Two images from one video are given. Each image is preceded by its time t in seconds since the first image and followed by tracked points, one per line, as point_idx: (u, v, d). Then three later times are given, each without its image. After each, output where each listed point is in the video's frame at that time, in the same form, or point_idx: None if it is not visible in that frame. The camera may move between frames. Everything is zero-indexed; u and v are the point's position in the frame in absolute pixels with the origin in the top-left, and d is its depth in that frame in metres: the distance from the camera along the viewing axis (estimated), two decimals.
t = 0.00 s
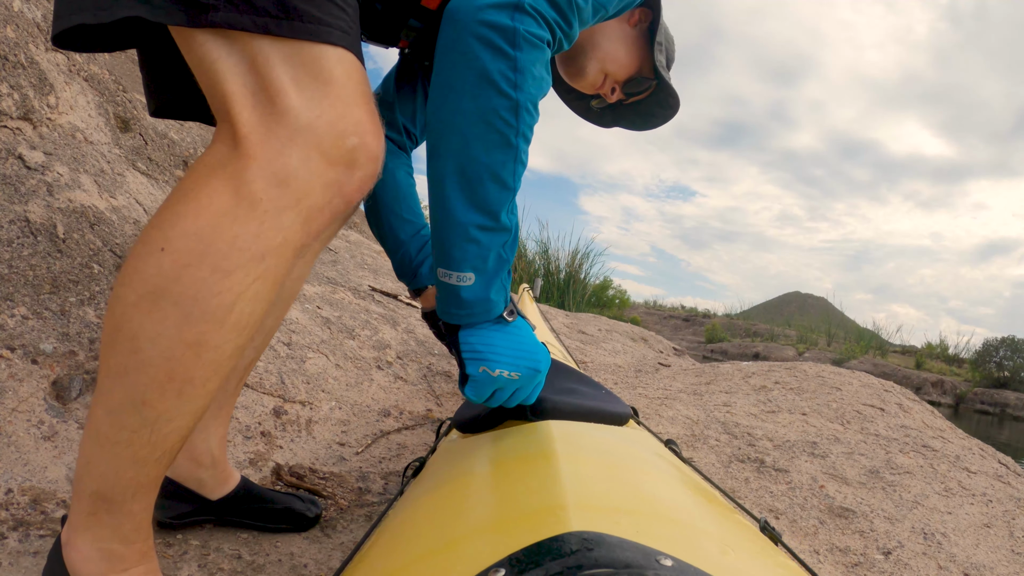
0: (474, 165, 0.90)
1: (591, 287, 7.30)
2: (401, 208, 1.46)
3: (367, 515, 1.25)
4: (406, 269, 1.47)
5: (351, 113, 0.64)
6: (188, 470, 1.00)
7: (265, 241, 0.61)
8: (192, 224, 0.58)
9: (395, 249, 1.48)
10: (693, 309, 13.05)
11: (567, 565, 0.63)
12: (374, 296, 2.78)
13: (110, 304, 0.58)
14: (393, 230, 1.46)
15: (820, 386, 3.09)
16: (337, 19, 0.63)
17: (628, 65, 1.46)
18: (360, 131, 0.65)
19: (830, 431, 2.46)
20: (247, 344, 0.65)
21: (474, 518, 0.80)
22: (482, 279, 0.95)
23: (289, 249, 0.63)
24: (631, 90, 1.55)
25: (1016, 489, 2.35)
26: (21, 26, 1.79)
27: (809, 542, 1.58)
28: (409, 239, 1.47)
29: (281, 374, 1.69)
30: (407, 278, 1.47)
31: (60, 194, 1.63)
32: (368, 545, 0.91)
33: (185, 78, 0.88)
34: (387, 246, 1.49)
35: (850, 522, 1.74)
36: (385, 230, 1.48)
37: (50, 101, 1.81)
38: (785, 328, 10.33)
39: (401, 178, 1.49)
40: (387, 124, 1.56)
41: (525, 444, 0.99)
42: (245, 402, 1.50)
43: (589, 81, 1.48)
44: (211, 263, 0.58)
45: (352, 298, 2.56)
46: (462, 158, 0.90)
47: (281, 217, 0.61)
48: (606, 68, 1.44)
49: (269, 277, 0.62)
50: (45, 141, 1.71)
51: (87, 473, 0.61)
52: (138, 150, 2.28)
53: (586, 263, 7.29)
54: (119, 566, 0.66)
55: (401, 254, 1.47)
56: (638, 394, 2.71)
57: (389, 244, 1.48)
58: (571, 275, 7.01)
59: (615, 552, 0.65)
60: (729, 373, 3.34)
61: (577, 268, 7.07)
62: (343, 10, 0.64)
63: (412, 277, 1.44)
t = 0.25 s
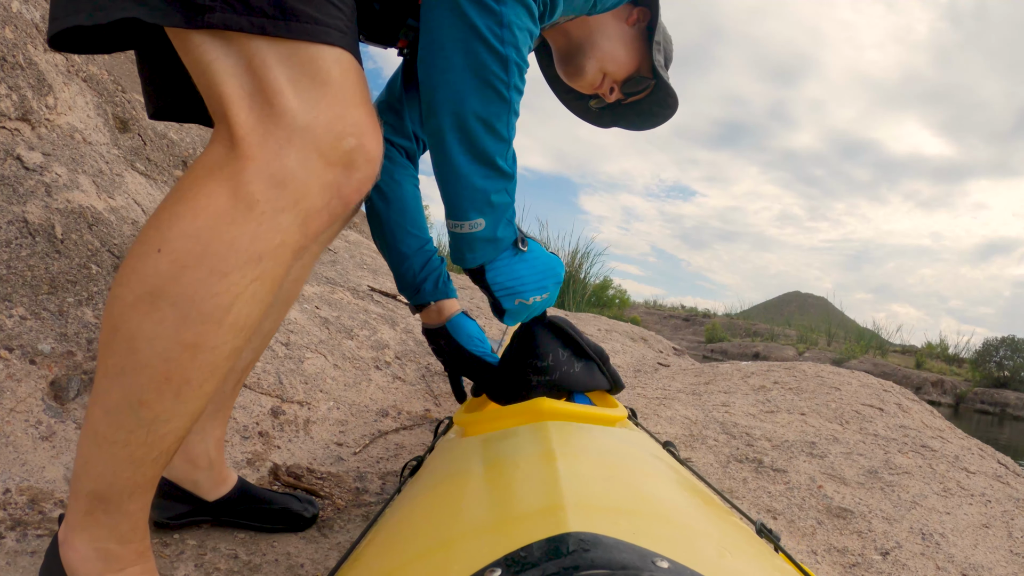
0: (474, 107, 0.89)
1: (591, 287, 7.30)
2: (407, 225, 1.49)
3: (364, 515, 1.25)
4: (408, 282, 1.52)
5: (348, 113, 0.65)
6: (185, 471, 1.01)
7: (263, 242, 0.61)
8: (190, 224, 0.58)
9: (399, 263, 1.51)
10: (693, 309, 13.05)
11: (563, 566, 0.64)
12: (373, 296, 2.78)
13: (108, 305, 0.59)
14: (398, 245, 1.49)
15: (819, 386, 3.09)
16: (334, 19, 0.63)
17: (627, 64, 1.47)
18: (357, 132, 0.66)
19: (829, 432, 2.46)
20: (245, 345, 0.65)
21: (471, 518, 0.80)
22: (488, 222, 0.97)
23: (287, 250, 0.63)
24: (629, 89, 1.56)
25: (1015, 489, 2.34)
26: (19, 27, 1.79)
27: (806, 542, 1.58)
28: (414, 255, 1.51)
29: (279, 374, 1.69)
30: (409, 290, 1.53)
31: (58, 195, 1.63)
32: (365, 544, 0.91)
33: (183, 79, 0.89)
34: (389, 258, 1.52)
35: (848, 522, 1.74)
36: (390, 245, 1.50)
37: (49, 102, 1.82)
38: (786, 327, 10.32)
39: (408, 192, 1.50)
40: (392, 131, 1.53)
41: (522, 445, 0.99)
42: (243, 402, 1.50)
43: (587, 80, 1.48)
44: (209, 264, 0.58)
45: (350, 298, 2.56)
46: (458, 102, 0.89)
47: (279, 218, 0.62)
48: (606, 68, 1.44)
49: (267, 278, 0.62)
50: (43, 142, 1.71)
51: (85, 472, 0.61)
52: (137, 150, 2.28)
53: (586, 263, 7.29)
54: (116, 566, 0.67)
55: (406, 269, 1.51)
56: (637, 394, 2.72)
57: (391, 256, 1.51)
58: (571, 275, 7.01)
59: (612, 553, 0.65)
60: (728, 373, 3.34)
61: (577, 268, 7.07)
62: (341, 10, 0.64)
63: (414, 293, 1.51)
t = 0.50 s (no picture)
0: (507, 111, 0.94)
1: (590, 287, 7.30)
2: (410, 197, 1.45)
3: (365, 516, 1.25)
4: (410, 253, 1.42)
5: (348, 113, 0.64)
6: (186, 472, 1.00)
7: (262, 242, 0.61)
8: (189, 225, 0.58)
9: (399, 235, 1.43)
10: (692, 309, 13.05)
11: (564, 566, 0.63)
12: (372, 298, 2.78)
13: (107, 306, 0.59)
14: (399, 216, 1.43)
15: (819, 387, 3.09)
16: (335, 20, 0.63)
17: (632, 52, 1.47)
18: (357, 132, 0.65)
19: (829, 432, 2.46)
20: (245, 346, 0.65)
21: (472, 519, 0.80)
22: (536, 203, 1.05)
23: (286, 251, 0.63)
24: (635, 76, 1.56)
25: (1015, 489, 2.35)
26: (19, 28, 1.79)
27: (807, 543, 1.58)
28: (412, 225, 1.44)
29: (279, 376, 1.69)
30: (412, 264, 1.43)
31: (58, 196, 1.63)
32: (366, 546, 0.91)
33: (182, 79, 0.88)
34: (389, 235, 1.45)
35: (849, 522, 1.74)
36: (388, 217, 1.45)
37: (49, 104, 1.81)
38: (785, 328, 10.33)
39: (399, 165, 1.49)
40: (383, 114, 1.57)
41: (523, 445, 0.99)
42: (244, 404, 1.50)
43: (595, 70, 1.48)
44: (207, 265, 0.58)
45: (350, 299, 2.56)
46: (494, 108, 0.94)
47: (278, 218, 0.61)
48: (612, 56, 1.44)
49: (266, 279, 0.62)
50: (43, 143, 1.71)
51: (85, 474, 0.61)
52: (136, 152, 2.28)
53: (585, 264, 7.30)
54: (117, 568, 0.66)
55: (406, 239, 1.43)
56: (637, 395, 2.71)
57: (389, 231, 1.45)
58: (570, 276, 7.01)
59: (614, 553, 0.65)
60: (728, 374, 3.34)
61: (576, 268, 7.07)
62: (340, 11, 0.64)
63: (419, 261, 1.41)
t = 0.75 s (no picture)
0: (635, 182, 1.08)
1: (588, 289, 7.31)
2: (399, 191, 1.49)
3: (364, 519, 1.25)
4: (408, 243, 1.50)
5: (342, 115, 0.64)
6: (184, 475, 1.00)
7: (255, 246, 0.61)
8: (181, 229, 0.58)
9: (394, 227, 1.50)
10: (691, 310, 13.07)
11: (563, 569, 0.63)
12: (370, 300, 2.78)
13: (101, 311, 0.59)
14: (392, 209, 1.49)
15: (817, 387, 3.10)
16: (328, 22, 0.63)
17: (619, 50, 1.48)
18: (350, 134, 0.65)
19: (827, 432, 2.46)
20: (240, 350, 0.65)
21: (469, 522, 0.80)
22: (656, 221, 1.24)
23: (280, 254, 0.63)
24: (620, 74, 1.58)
25: (1013, 488, 2.35)
26: (17, 31, 1.79)
27: (806, 543, 1.58)
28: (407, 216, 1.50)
29: (277, 379, 1.69)
30: (410, 255, 1.52)
31: (56, 200, 1.63)
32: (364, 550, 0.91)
33: (176, 81, 0.88)
34: (382, 227, 1.51)
35: (848, 522, 1.74)
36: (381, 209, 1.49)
37: (46, 107, 1.81)
38: (783, 328, 10.34)
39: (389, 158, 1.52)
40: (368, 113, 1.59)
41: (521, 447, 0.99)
42: (241, 407, 1.49)
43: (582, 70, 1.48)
44: (200, 269, 0.58)
45: (348, 302, 2.56)
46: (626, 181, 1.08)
47: (271, 222, 0.61)
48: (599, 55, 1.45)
49: (260, 282, 0.62)
50: (40, 147, 1.71)
51: (81, 480, 0.61)
52: (133, 155, 2.28)
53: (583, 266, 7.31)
54: (114, 573, 0.66)
55: (402, 232, 1.51)
56: (635, 397, 2.72)
57: (383, 223, 1.50)
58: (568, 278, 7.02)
59: (611, 555, 0.65)
60: (726, 375, 3.35)
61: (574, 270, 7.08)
62: (334, 13, 0.64)
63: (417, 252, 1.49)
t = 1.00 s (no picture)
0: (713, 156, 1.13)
1: (586, 291, 7.32)
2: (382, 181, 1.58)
3: (360, 523, 1.24)
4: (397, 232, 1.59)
5: (335, 119, 0.64)
6: (179, 479, 1.00)
7: (248, 251, 0.61)
8: (175, 235, 0.58)
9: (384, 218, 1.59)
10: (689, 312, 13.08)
11: (561, 571, 0.64)
12: (367, 303, 2.78)
13: (95, 317, 0.59)
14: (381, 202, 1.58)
15: (815, 388, 3.10)
16: (322, 26, 0.63)
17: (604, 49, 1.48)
18: (344, 139, 0.65)
19: (824, 434, 2.46)
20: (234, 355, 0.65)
21: (465, 525, 0.80)
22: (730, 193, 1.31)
23: (273, 259, 0.63)
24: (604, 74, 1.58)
25: (1011, 488, 2.35)
26: (12, 35, 1.79)
27: (803, 544, 1.59)
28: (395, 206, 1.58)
29: (274, 383, 1.69)
30: (400, 244, 1.60)
31: (51, 204, 1.63)
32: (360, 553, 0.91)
33: (169, 83, 0.88)
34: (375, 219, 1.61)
35: (845, 523, 1.74)
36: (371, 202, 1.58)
37: (41, 111, 1.81)
38: (781, 329, 10.36)
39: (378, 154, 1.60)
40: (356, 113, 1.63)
41: (517, 450, 0.99)
42: (238, 411, 1.49)
43: (568, 71, 1.46)
44: (194, 275, 0.58)
45: (345, 305, 2.56)
46: (716, 149, 1.14)
47: (264, 227, 0.61)
48: (585, 54, 1.44)
49: (253, 288, 0.62)
50: (36, 151, 1.71)
51: (76, 486, 0.61)
52: (129, 159, 2.28)
53: (580, 268, 7.31)
54: None
55: (391, 223, 1.59)
56: (632, 399, 2.72)
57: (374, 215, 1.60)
58: (565, 280, 7.02)
59: (608, 558, 0.65)
60: (723, 376, 3.35)
61: (571, 272, 7.08)
62: (328, 17, 0.64)
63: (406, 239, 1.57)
